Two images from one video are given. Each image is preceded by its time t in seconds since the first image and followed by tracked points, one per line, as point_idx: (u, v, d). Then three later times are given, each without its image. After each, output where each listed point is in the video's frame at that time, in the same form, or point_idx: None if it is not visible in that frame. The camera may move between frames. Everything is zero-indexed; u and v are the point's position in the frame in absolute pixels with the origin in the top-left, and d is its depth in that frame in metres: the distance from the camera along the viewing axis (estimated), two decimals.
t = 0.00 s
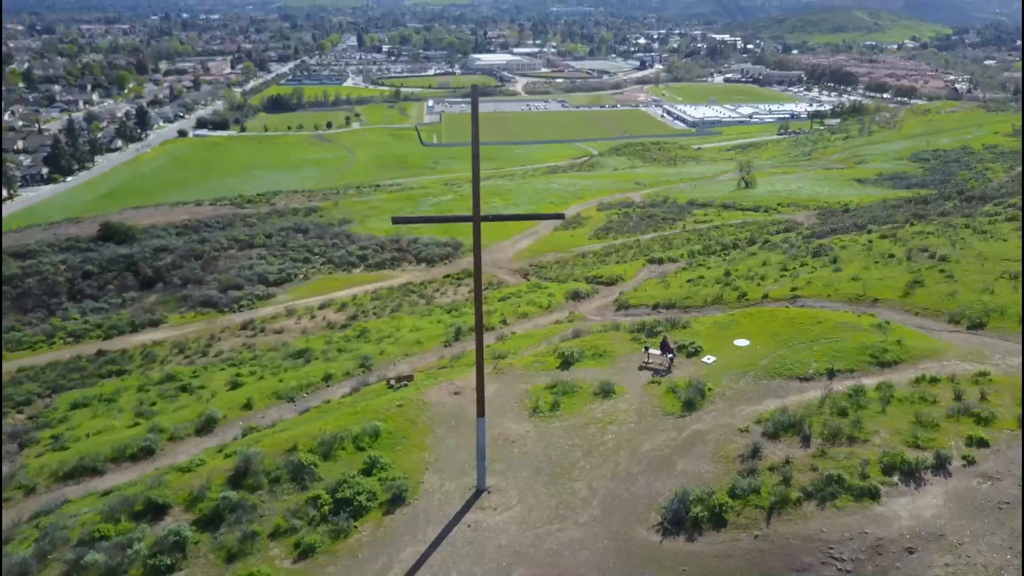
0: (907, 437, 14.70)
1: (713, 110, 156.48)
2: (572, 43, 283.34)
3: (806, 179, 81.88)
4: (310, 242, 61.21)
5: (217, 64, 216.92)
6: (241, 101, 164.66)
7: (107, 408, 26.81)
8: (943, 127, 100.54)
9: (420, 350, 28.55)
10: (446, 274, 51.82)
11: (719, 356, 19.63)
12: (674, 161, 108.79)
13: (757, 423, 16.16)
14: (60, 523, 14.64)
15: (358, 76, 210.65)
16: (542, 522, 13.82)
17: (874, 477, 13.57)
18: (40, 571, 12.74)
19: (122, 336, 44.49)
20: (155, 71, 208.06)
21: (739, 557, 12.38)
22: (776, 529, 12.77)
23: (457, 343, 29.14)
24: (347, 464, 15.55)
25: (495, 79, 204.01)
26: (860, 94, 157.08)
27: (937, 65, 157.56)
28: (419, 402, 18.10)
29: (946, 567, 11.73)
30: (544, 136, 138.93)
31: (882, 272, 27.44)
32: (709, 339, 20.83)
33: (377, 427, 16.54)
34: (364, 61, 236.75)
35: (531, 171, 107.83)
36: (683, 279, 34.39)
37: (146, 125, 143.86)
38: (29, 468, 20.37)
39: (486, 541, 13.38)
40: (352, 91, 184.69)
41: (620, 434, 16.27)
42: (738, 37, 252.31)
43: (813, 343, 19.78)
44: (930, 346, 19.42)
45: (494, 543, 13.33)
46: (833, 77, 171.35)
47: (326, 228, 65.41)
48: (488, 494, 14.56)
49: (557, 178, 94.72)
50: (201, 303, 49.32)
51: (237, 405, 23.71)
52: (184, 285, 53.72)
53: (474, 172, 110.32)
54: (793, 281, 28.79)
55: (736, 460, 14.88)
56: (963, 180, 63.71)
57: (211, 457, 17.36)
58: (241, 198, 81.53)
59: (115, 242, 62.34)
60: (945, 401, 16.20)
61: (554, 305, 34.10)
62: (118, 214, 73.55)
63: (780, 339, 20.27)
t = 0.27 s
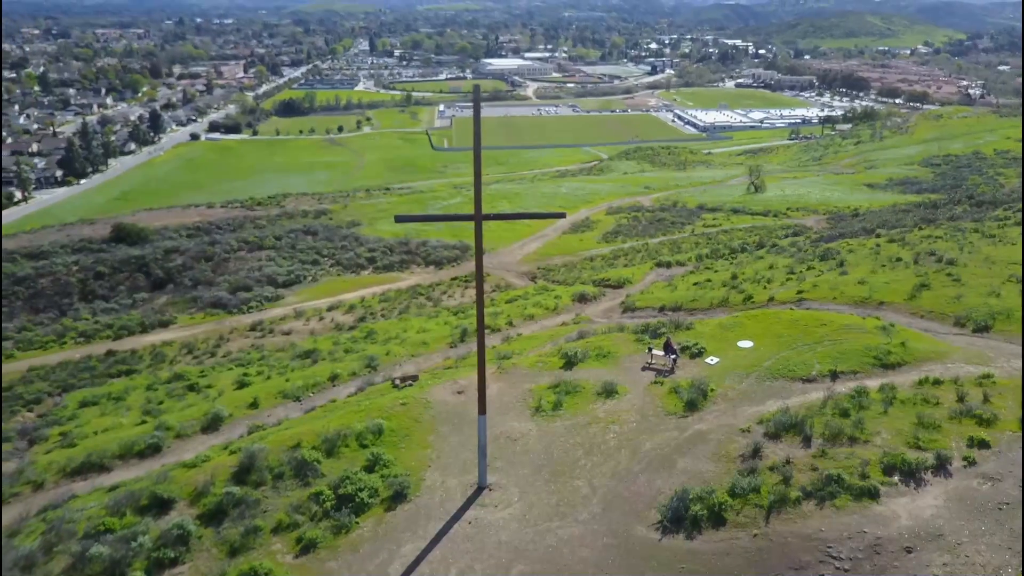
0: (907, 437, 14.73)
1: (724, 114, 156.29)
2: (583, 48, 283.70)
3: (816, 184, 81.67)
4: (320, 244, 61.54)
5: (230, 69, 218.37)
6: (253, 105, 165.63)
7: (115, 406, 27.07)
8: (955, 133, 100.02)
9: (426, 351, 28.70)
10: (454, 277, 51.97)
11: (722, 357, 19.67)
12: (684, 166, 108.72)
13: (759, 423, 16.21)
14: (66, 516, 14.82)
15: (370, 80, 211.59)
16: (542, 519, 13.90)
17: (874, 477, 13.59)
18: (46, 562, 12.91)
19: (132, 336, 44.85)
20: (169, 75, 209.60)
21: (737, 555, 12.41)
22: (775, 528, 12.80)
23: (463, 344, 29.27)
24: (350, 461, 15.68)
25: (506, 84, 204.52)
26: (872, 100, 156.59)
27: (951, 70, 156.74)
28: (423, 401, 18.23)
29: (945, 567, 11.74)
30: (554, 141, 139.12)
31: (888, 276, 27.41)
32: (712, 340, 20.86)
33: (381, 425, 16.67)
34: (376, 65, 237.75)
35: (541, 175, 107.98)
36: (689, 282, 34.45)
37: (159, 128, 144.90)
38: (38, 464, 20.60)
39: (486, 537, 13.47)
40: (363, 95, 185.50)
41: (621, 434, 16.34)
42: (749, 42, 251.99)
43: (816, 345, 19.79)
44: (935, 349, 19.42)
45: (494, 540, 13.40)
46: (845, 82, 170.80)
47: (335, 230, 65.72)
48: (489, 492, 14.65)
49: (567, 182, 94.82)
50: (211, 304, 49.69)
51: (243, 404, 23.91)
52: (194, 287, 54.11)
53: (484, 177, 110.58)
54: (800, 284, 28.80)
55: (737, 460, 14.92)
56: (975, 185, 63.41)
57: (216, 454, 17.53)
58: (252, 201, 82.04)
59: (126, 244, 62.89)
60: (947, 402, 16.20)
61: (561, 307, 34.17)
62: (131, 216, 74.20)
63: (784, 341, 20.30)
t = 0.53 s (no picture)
0: (908, 438, 14.73)
1: (732, 118, 156.13)
2: (591, 52, 283.86)
3: (823, 188, 81.49)
4: (327, 246, 61.74)
5: (239, 72, 219.49)
6: (262, 108, 166.36)
7: (121, 405, 27.25)
8: (963, 137, 99.68)
9: (430, 351, 28.80)
10: (460, 279, 52.07)
11: (725, 358, 19.69)
12: (690, 169, 108.64)
13: (760, 424, 16.23)
14: (70, 512, 14.93)
15: (378, 83, 212.15)
16: (542, 518, 13.95)
17: (874, 477, 13.60)
18: (50, 558, 13.01)
19: (139, 337, 45.11)
20: (178, 78, 210.75)
21: (736, 555, 12.43)
22: (775, 528, 12.81)
23: (467, 345, 29.35)
24: (352, 459, 15.77)
25: (514, 88, 204.74)
26: (880, 104, 156.16)
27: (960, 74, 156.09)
28: (425, 400, 18.30)
29: (944, 567, 11.75)
30: (561, 144, 139.23)
31: (892, 279, 27.41)
32: (715, 342, 20.90)
33: (383, 424, 16.75)
34: (384, 69, 238.38)
35: (548, 179, 108.08)
36: (693, 285, 34.48)
37: (169, 131, 145.67)
38: (44, 461, 20.77)
39: (486, 535, 13.53)
40: (371, 99, 186.07)
41: (623, 434, 16.38)
42: (758, 46, 251.71)
43: (819, 347, 19.81)
44: (937, 351, 19.44)
45: (494, 538, 13.46)
46: (854, 86, 170.33)
47: (342, 233, 65.94)
48: (490, 491, 14.71)
49: (574, 186, 94.90)
50: (218, 305, 49.93)
51: (248, 404, 24.03)
52: (201, 288, 54.39)
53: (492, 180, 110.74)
54: (804, 287, 28.81)
55: (738, 460, 14.95)
56: (982, 189, 63.16)
57: (220, 451, 17.65)
58: (259, 203, 82.37)
59: (135, 245, 63.26)
60: (949, 404, 16.19)
61: (565, 309, 34.24)
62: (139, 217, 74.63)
63: (787, 342, 20.32)
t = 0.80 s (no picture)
0: (909, 439, 14.74)
1: (738, 120, 155.97)
2: (597, 53, 283.98)
3: (829, 190, 81.38)
4: (332, 247, 61.86)
5: (246, 74, 220.34)
6: (268, 110, 166.83)
7: (126, 404, 27.40)
8: (970, 139, 99.37)
9: (433, 352, 28.85)
10: (464, 280, 52.13)
11: (726, 359, 19.71)
12: (695, 171, 108.61)
13: (761, 424, 16.25)
14: (74, 510, 15.01)
15: (384, 85, 212.53)
16: (542, 517, 13.98)
17: (874, 477, 13.61)
18: (53, 555, 13.10)
19: (144, 337, 45.34)
20: (185, 79, 211.55)
21: (735, 554, 12.44)
22: (775, 527, 12.81)
23: (470, 345, 29.41)
24: (354, 457, 15.82)
25: (520, 90, 205.14)
26: (887, 106, 155.84)
27: (967, 76, 155.55)
28: (427, 399, 18.37)
29: (943, 567, 11.76)
30: (566, 146, 139.31)
31: (896, 280, 27.39)
32: (717, 342, 20.92)
33: (385, 423, 16.80)
34: (390, 71, 238.75)
35: (553, 180, 108.15)
36: (697, 286, 34.48)
37: (175, 132, 146.17)
38: (49, 459, 20.90)
39: (486, 534, 13.56)
40: (377, 100, 186.53)
41: (624, 433, 16.42)
42: (764, 48, 251.39)
43: (821, 347, 19.81)
44: (940, 353, 19.45)
45: (494, 537, 13.50)
46: (860, 88, 169.95)
47: (347, 234, 66.07)
48: (490, 490, 14.75)
49: (578, 187, 95.00)
50: (223, 306, 50.09)
51: (252, 403, 24.12)
52: (207, 289, 54.60)
53: (496, 182, 110.83)
54: (807, 288, 28.80)
55: (738, 460, 14.97)
56: (988, 191, 62.99)
57: (223, 450, 17.72)
58: (265, 204, 82.58)
59: (140, 246, 63.50)
60: (950, 405, 16.19)
61: (568, 310, 34.28)
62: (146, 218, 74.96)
63: (789, 343, 20.33)
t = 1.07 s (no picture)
0: (912, 439, 14.71)
1: (743, 121, 155.77)
2: (602, 54, 283.97)
3: (834, 191, 81.25)
4: (336, 247, 61.95)
5: (252, 74, 220.90)
6: (274, 110, 167.21)
7: (130, 403, 27.50)
8: (976, 140, 99.18)
9: (437, 351, 28.90)
10: (468, 280, 52.18)
11: (729, 358, 19.69)
12: (700, 172, 108.55)
13: (763, 424, 16.25)
14: (77, 508, 15.07)
15: (389, 85, 212.81)
16: (544, 516, 14.00)
17: (876, 477, 13.59)
18: (56, 552, 13.15)
19: (149, 336, 45.51)
20: (191, 80, 212.17)
21: (736, 554, 12.44)
22: (777, 527, 12.80)
23: (473, 345, 29.46)
24: (357, 456, 15.84)
25: (525, 90, 205.25)
26: (892, 107, 155.49)
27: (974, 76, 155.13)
28: (430, 398, 18.39)
29: (945, 567, 11.75)
30: (571, 147, 139.36)
31: (900, 280, 27.37)
32: (720, 342, 20.91)
33: (387, 421, 16.82)
34: (395, 71, 238.98)
35: (558, 181, 108.09)
36: (701, 286, 34.48)
37: (181, 133, 146.58)
38: (53, 457, 21.01)
39: (488, 533, 13.58)
40: (382, 101, 186.78)
41: (626, 433, 16.44)
42: (769, 49, 251.13)
43: (824, 348, 19.78)
44: (943, 353, 19.43)
45: (495, 536, 13.52)
46: (866, 89, 169.65)
47: (351, 233, 66.18)
48: (492, 488, 14.77)
49: (582, 187, 95.08)
50: (227, 305, 50.19)
51: (255, 402, 24.18)
52: (211, 288, 54.78)
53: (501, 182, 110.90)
54: (811, 288, 28.79)
55: (740, 460, 14.97)
56: (994, 192, 62.85)
57: (226, 448, 17.78)
58: (269, 204, 82.70)
59: (145, 245, 63.70)
60: (953, 405, 16.17)
61: (572, 310, 34.32)
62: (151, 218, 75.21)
63: (792, 343, 20.30)
